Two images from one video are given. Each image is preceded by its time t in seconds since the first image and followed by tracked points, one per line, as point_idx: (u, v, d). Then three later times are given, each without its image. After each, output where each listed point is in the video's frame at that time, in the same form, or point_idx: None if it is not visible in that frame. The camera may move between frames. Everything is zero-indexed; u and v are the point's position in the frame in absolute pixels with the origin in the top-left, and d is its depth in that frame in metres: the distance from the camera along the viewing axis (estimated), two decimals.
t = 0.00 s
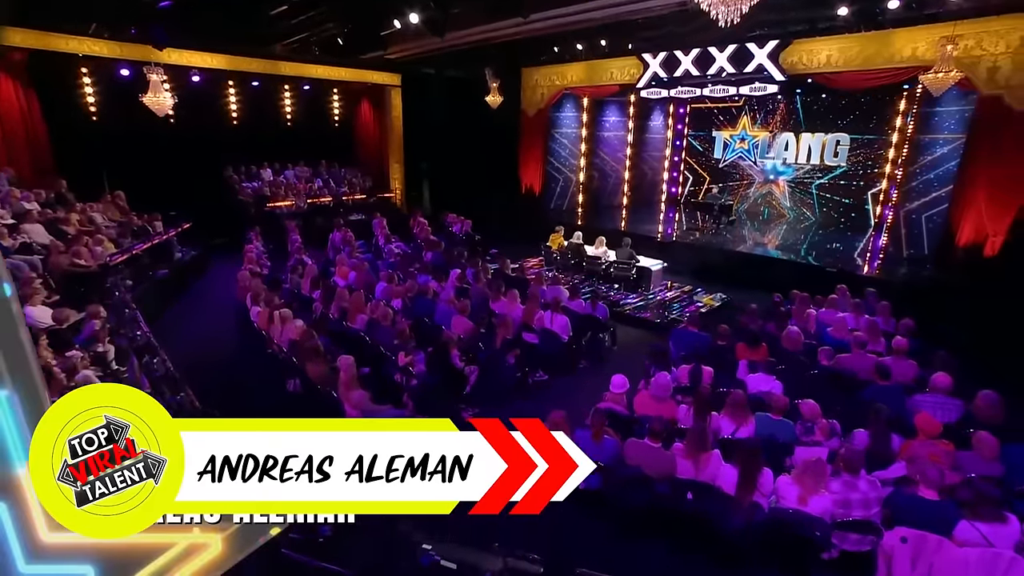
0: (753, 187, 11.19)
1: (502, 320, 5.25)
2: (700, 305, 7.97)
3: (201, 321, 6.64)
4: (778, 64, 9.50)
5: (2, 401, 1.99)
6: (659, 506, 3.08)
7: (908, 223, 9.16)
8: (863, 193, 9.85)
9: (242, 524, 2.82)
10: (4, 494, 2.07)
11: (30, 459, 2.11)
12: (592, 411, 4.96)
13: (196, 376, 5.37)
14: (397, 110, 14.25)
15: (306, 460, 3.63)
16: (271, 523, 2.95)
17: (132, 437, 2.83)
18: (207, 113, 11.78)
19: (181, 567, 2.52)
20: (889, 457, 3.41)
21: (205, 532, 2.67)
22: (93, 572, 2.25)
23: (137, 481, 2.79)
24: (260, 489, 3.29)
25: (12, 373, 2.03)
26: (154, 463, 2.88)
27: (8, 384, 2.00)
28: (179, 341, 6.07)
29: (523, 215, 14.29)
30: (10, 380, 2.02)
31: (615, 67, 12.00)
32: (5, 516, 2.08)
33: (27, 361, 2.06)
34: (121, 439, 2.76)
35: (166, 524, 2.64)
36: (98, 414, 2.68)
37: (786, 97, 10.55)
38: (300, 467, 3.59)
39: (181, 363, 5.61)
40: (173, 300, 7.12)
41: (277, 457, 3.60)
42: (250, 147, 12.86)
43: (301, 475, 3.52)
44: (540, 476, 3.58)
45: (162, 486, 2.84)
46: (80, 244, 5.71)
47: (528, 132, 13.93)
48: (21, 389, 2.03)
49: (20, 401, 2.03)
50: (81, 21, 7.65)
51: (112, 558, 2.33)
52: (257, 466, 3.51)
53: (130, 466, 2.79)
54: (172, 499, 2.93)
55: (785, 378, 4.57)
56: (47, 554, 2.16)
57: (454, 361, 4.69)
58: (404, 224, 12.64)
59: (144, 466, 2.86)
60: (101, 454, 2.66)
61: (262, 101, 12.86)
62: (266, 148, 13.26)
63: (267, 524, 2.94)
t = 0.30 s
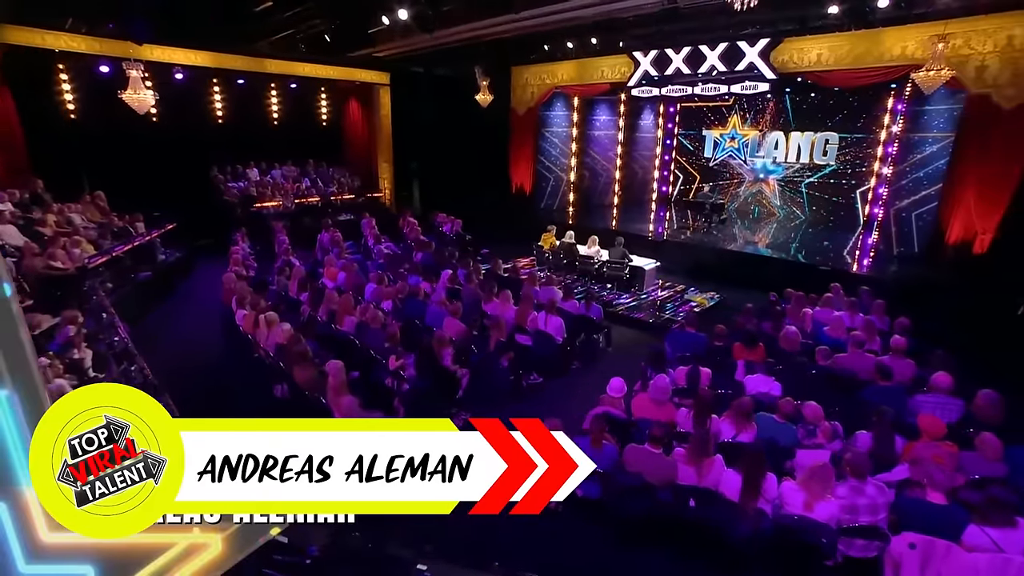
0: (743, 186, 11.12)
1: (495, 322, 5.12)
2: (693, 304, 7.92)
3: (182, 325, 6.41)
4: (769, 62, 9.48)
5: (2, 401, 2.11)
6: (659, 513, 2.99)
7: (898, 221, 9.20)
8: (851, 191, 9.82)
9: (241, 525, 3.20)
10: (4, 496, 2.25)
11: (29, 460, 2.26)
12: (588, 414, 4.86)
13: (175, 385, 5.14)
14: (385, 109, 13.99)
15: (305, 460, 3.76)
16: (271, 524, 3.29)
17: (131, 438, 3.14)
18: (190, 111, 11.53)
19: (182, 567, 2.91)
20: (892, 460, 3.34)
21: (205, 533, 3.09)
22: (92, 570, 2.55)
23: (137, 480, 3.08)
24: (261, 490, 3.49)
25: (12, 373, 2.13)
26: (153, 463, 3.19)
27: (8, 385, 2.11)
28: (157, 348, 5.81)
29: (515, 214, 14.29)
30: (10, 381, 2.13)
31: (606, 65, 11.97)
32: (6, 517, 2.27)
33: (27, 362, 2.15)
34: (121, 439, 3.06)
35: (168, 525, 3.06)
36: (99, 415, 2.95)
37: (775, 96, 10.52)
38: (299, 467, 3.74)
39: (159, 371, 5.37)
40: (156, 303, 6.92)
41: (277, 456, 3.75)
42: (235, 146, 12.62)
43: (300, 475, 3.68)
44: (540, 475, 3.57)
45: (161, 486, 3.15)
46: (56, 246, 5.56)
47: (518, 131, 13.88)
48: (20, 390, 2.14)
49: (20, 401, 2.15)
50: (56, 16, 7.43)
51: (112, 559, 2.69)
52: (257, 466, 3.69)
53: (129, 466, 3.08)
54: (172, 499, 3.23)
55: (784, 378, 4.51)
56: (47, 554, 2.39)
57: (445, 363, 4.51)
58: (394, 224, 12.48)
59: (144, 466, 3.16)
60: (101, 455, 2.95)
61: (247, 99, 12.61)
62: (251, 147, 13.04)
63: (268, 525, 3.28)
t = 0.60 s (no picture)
0: (731, 184, 10.95)
1: (488, 323, 5.02)
2: (685, 303, 7.86)
3: (161, 330, 6.17)
4: (758, 61, 9.53)
5: (1, 401, 1.80)
6: (660, 522, 2.88)
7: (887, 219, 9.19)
8: (838, 189, 9.72)
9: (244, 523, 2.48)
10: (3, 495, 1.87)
11: (30, 459, 1.90)
12: (583, 418, 4.74)
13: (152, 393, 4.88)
14: (371, 107, 13.55)
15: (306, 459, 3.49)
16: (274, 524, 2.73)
17: (132, 437, 2.65)
18: (170, 110, 11.24)
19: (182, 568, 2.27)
20: (896, 461, 3.26)
21: (206, 531, 2.36)
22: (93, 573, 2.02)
23: (138, 481, 2.62)
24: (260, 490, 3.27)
25: (12, 373, 1.84)
26: (154, 463, 2.72)
27: (8, 385, 1.81)
28: (133, 354, 5.57)
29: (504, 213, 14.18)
30: (9, 380, 1.83)
31: (595, 63, 11.96)
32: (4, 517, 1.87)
33: (27, 361, 1.87)
34: (121, 438, 2.58)
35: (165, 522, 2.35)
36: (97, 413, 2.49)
37: (763, 94, 10.48)
38: (300, 467, 3.46)
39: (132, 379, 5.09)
40: (135, 306, 6.69)
41: (277, 456, 3.46)
42: (218, 146, 12.35)
43: (300, 476, 3.42)
44: (539, 476, 3.48)
45: (162, 486, 2.69)
46: (26, 249, 5.42)
47: (507, 129, 13.78)
48: (21, 389, 1.84)
49: (20, 401, 1.84)
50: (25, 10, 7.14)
51: (112, 557, 2.09)
52: (257, 466, 3.40)
53: (130, 466, 2.60)
54: (173, 499, 2.92)
55: (781, 378, 4.43)
56: (48, 553, 1.96)
57: (438, 366, 4.36)
58: (381, 224, 12.30)
59: (144, 466, 2.69)
60: (100, 454, 2.48)
61: (230, 97, 12.34)
62: (234, 146, 12.75)
63: (269, 524, 2.67)
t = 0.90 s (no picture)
0: (721, 182, 11.50)
1: (480, 324, 4.75)
2: (678, 302, 7.80)
3: (143, 336, 5.99)
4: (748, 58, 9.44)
5: (2, 401, 1.90)
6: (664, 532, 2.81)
7: (876, 217, 9.22)
8: (825, 187, 10.23)
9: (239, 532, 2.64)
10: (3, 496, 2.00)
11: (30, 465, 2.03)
12: (578, 421, 4.63)
13: (125, 406, 4.61)
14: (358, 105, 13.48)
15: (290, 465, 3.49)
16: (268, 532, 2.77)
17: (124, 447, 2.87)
18: (151, 107, 10.97)
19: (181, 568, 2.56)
20: (900, 463, 3.20)
21: (205, 533, 2.70)
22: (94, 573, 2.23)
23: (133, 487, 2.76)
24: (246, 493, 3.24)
25: (12, 373, 1.94)
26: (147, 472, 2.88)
27: (9, 384, 1.91)
28: (111, 362, 5.34)
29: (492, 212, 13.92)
30: (10, 380, 1.93)
31: (584, 61, 11.84)
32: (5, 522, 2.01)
33: (27, 361, 1.98)
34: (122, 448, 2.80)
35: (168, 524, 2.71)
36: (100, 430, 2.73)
37: (752, 92, 10.82)
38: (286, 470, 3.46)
39: (104, 391, 4.82)
40: (112, 311, 6.44)
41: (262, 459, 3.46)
42: (200, 144, 12.10)
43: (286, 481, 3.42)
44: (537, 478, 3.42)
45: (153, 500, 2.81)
46: None
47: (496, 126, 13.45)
48: (21, 389, 1.95)
49: (20, 401, 1.95)
50: None
51: (112, 559, 2.34)
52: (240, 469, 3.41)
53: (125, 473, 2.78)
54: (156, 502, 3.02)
55: (780, 379, 4.36)
56: (48, 555, 2.11)
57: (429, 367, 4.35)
58: (370, 224, 12.14)
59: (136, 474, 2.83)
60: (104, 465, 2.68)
61: (213, 94, 12.13)
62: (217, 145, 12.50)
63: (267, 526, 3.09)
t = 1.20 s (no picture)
0: (710, 181, 11.45)
1: (472, 326, 4.66)
2: (670, 301, 7.72)
3: (119, 340, 5.74)
4: (737, 55, 9.33)
5: (2, 401, 1.82)
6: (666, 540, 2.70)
7: (865, 214, 9.27)
8: (813, 185, 10.27)
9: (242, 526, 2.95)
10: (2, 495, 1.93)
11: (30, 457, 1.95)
12: (575, 423, 4.51)
13: (98, 412, 4.38)
14: (343, 103, 13.17)
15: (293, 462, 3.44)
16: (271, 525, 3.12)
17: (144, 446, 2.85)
18: (129, 105, 10.67)
19: (181, 567, 2.57)
20: (907, 463, 3.11)
21: (205, 533, 2.74)
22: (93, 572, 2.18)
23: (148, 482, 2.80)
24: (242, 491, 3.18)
25: (11, 373, 1.85)
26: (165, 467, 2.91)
27: (8, 384, 1.82)
28: (84, 367, 5.08)
29: (478, 212, 13.65)
30: (9, 381, 1.84)
31: (572, 58, 11.58)
32: (5, 517, 1.94)
33: (28, 359, 1.89)
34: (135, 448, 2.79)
35: (168, 524, 2.68)
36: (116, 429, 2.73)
37: (740, 91, 10.80)
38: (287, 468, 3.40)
39: (77, 397, 4.57)
40: (87, 315, 6.19)
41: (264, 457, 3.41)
42: (180, 143, 11.80)
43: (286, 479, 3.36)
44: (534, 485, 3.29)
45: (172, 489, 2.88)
46: None
47: (484, 125, 13.26)
48: (21, 389, 1.86)
49: (20, 401, 1.87)
50: None
51: (112, 558, 2.31)
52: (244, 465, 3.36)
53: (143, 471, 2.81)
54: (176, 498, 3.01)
55: (780, 378, 4.28)
56: (49, 554, 2.05)
57: (421, 368, 4.15)
58: (356, 224, 11.92)
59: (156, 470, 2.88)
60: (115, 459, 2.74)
61: (191, 91, 11.83)
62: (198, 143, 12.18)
63: (267, 525, 3.10)
